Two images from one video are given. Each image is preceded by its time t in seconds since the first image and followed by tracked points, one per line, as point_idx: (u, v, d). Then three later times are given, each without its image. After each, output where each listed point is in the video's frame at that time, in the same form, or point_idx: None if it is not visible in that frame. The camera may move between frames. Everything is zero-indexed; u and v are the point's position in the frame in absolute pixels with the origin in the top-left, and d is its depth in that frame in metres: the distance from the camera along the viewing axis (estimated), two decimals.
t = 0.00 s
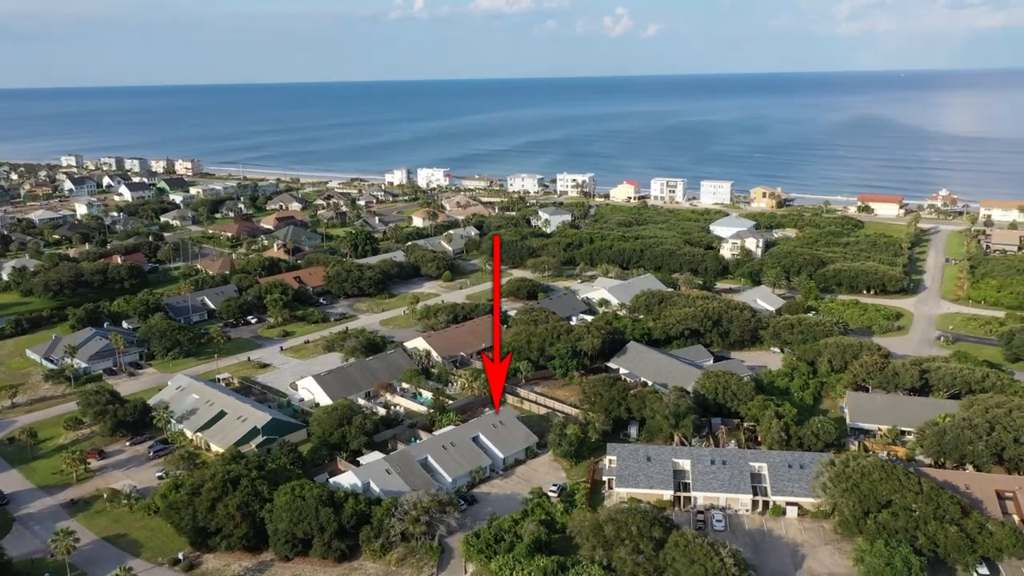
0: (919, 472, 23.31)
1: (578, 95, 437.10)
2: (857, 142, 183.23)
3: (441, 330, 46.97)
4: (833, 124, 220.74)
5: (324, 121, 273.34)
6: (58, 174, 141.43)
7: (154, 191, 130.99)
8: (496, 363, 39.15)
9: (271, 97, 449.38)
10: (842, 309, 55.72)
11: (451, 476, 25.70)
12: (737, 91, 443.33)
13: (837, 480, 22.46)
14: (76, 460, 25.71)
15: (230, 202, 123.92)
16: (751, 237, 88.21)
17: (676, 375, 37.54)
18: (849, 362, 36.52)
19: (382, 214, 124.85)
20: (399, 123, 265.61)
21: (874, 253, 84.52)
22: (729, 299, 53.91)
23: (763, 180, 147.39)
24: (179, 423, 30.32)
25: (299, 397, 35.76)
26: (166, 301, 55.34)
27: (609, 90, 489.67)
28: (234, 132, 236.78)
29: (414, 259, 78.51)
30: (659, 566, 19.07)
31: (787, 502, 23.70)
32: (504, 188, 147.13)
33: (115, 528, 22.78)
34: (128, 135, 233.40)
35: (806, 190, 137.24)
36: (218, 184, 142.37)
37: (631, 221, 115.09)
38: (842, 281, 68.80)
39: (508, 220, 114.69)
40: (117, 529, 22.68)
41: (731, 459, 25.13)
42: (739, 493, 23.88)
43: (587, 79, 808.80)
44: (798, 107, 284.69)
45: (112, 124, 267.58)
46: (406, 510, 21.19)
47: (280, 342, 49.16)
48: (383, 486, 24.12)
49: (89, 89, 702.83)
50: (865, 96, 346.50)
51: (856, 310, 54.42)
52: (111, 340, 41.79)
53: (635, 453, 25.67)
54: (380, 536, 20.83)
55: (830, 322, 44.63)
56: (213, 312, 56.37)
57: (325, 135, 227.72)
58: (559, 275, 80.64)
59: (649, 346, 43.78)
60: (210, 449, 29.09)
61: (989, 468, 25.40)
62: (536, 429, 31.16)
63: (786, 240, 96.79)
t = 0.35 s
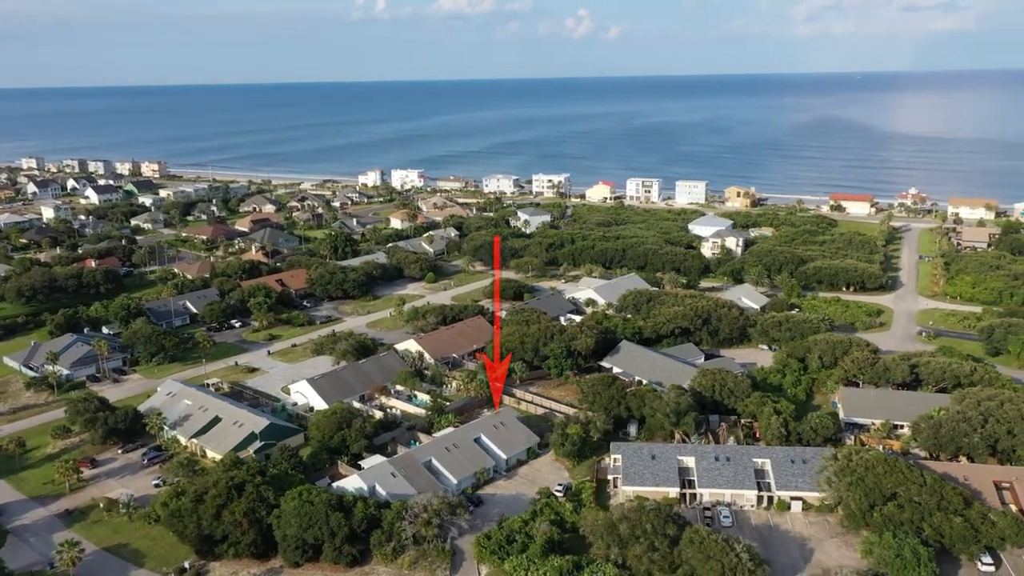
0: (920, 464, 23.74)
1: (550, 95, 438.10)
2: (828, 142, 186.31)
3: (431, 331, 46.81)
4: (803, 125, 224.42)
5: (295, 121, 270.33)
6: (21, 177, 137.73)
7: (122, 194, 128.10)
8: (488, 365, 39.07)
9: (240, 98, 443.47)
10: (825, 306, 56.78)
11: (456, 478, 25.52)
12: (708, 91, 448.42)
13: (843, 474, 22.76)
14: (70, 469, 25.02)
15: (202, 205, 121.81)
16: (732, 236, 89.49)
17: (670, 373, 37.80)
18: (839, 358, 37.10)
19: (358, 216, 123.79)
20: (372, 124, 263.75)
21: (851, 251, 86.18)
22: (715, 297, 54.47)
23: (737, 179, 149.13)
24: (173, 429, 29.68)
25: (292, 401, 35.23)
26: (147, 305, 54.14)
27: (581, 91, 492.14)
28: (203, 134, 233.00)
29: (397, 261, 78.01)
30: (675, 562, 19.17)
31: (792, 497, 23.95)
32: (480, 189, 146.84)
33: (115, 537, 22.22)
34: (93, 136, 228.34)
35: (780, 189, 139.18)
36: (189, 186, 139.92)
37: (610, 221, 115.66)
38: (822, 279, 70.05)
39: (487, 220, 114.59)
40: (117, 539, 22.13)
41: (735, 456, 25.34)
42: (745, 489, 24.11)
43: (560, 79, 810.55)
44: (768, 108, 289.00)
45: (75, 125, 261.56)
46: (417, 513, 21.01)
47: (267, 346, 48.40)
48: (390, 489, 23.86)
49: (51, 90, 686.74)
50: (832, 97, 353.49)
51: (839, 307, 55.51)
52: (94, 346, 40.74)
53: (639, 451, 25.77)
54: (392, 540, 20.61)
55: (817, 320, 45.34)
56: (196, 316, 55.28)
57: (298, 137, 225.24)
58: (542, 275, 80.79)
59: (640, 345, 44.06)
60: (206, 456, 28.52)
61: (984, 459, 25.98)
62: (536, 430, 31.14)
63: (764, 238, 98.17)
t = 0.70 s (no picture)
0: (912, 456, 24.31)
1: (518, 96, 438.51)
2: (794, 142, 189.66)
3: (416, 333, 46.51)
4: (769, 125, 228.04)
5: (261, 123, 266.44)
6: None
7: (83, 198, 124.70)
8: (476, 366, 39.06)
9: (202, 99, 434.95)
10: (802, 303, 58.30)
11: (456, 479, 25.37)
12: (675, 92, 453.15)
13: (840, 467, 23.18)
14: (58, 480, 24.36)
15: (168, 208, 119.20)
16: (707, 234, 90.88)
17: (659, 371, 38.06)
18: (824, 354, 38.01)
19: (329, 217, 122.42)
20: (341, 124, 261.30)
21: (822, 249, 88.07)
22: (696, 295, 55.15)
23: (707, 179, 150.87)
24: (161, 437, 28.98)
25: (281, 406, 34.62)
26: (121, 311, 52.79)
27: (550, 92, 494.05)
28: (165, 135, 228.25)
29: (375, 262, 77.34)
30: (683, 558, 19.28)
31: (789, 491, 24.29)
32: (451, 189, 146.32)
33: (109, 549, 21.66)
34: (50, 138, 221.99)
35: (750, 188, 141.19)
36: (153, 189, 136.75)
37: (584, 221, 116.21)
38: (797, 276, 71.67)
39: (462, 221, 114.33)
40: (111, 551, 21.55)
41: (732, 452, 25.64)
42: (743, 484, 24.42)
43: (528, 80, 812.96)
44: (735, 109, 293.47)
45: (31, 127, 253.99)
46: (422, 515, 20.88)
47: (248, 350, 47.57)
48: (390, 493, 23.61)
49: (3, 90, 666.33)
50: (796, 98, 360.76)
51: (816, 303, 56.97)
52: (70, 352, 39.62)
53: (637, 449, 25.94)
54: (398, 544, 20.42)
55: (797, 316, 46.18)
56: (172, 321, 54.06)
57: (265, 138, 222.13)
58: (520, 276, 80.86)
59: (626, 344, 44.37)
60: (196, 463, 27.89)
61: (971, 449, 26.71)
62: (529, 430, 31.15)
63: (736, 237, 99.62)
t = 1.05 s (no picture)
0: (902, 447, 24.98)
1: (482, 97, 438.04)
2: (757, 142, 193.08)
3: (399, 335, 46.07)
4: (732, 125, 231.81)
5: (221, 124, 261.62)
6: None
7: (38, 202, 120.76)
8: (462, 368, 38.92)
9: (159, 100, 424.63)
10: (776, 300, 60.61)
11: (454, 481, 25.21)
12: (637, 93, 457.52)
13: (834, 460, 23.69)
14: (43, 491, 23.60)
15: (128, 211, 116.11)
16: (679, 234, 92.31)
17: (645, 370, 38.42)
18: (805, 349, 38.86)
19: (296, 219, 120.61)
20: (305, 125, 257.86)
21: (790, 246, 89.96)
22: (674, 294, 55.93)
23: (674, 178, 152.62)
24: (146, 446, 28.25)
25: (266, 411, 33.97)
26: (91, 317, 51.27)
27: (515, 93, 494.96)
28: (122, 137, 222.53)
29: (349, 265, 76.44)
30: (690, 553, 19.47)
31: (783, 485, 24.72)
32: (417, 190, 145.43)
33: (102, 562, 21.04)
34: None
35: (715, 188, 143.30)
36: (112, 192, 133.08)
37: (555, 221, 116.62)
38: (769, 273, 73.91)
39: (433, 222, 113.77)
40: (104, 564, 20.95)
41: (726, 447, 26.00)
42: (739, 478, 24.77)
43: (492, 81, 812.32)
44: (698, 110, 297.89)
45: None
46: (427, 518, 20.73)
47: (226, 354, 46.59)
48: (389, 496, 23.40)
49: None
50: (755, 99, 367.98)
51: (790, 300, 59.05)
52: (42, 360, 38.38)
53: (634, 447, 26.12)
54: (403, 547, 20.22)
55: (775, 313, 47.14)
56: (144, 327, 52.70)
57: (228, 140, 218.06)
58: (496, 276, 80.82)
59: (610, 342, 44.72)
60: (184, 471, 27.24)
61: (953, 440, 27.54)
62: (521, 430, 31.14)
63: (706, 236, 101.12)
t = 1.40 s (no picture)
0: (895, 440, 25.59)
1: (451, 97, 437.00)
2: (726, 142, 195.75)
3: (385, 337, 45.73)
4: (702, 125, 234.79)
5: (187, 125, 257.12)
6: None
7: None
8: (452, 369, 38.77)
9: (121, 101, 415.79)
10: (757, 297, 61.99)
11: (455, 482, 25.04)
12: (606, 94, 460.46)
13: (832, 454, 24.15)
14: (34, 503, 23.01)
15: (94, 214, 113.35)
16: (657, 233, 93.35)
17: (635, 368, 38.68)
18: (790, 345, 39.68)
19: (267, 221, 118.95)
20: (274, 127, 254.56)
21: (764, 244, 91.45)
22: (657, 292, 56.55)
23: (647, 178, 154.00)
24: (136, 453, 27.65)
25: (256, 416, 33.43)
26: (66, 323, 49.95)
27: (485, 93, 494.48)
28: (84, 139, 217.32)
29: (327, 267, 75.64)
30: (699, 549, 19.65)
31: (781, 479, 25.09)
32: (390, 191, 144.46)
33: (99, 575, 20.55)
34: None
35: (687, 187, 144.86)
36: (75, 195, 129.76)
37: (531, 221, 116.90)
38: (747, 272, 75.72)
39: (410, 223, 113.18)
40: None
41: (724, 444, 26.30)
42: (738, 474, 25.07)
43: (461, 81, 809.51)
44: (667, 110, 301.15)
45: None
46: (434, 520, 20.60)
47: (208, 359, 45.75)
48: (391, 499, 23.19)
49: None
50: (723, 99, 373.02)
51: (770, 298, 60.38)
52: (20, 368, 37.29)
53: (633, 444, 26.27)
54: (411, 550, 20.03)
55: (758, 311, 47.93)
56: (121, 332, 51.49)
57: (195, 142, 214.39)
58: (477, 277, 80.75)
59: (598, 341, 45.00)
60: (177, 478, 26.71)
61: (942, 432, 28.38)
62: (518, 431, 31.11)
63: (682, 235, 102.29)
